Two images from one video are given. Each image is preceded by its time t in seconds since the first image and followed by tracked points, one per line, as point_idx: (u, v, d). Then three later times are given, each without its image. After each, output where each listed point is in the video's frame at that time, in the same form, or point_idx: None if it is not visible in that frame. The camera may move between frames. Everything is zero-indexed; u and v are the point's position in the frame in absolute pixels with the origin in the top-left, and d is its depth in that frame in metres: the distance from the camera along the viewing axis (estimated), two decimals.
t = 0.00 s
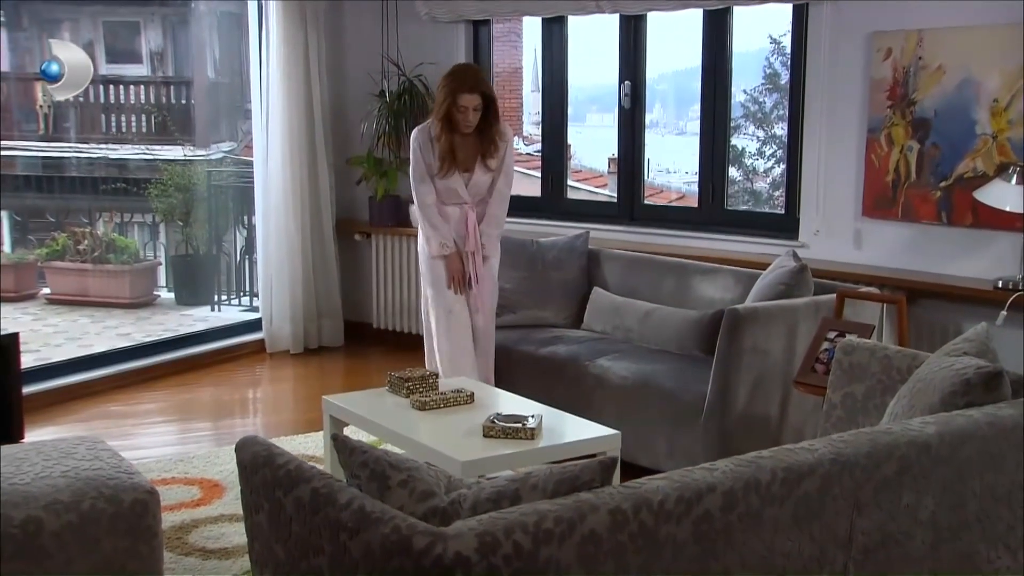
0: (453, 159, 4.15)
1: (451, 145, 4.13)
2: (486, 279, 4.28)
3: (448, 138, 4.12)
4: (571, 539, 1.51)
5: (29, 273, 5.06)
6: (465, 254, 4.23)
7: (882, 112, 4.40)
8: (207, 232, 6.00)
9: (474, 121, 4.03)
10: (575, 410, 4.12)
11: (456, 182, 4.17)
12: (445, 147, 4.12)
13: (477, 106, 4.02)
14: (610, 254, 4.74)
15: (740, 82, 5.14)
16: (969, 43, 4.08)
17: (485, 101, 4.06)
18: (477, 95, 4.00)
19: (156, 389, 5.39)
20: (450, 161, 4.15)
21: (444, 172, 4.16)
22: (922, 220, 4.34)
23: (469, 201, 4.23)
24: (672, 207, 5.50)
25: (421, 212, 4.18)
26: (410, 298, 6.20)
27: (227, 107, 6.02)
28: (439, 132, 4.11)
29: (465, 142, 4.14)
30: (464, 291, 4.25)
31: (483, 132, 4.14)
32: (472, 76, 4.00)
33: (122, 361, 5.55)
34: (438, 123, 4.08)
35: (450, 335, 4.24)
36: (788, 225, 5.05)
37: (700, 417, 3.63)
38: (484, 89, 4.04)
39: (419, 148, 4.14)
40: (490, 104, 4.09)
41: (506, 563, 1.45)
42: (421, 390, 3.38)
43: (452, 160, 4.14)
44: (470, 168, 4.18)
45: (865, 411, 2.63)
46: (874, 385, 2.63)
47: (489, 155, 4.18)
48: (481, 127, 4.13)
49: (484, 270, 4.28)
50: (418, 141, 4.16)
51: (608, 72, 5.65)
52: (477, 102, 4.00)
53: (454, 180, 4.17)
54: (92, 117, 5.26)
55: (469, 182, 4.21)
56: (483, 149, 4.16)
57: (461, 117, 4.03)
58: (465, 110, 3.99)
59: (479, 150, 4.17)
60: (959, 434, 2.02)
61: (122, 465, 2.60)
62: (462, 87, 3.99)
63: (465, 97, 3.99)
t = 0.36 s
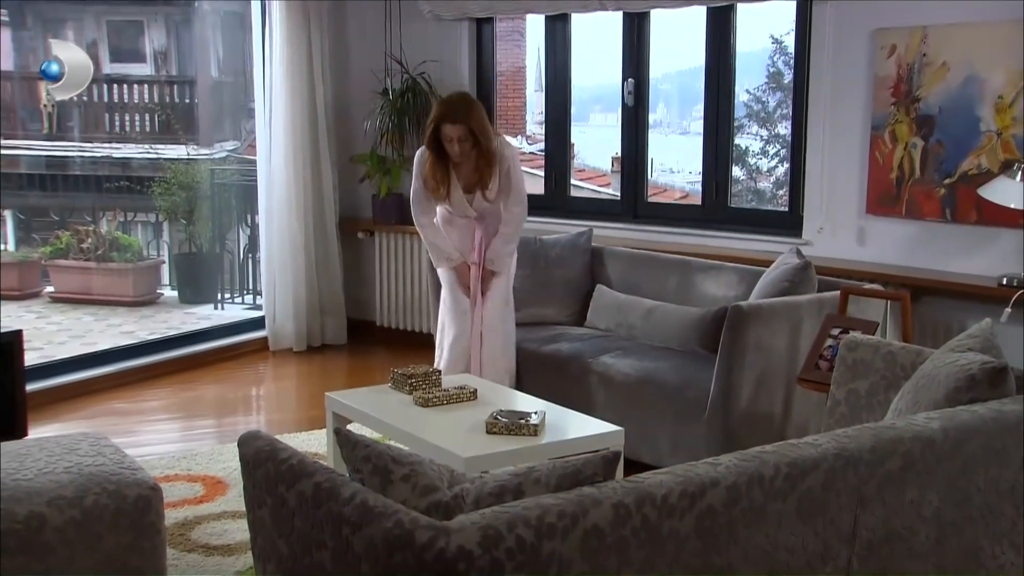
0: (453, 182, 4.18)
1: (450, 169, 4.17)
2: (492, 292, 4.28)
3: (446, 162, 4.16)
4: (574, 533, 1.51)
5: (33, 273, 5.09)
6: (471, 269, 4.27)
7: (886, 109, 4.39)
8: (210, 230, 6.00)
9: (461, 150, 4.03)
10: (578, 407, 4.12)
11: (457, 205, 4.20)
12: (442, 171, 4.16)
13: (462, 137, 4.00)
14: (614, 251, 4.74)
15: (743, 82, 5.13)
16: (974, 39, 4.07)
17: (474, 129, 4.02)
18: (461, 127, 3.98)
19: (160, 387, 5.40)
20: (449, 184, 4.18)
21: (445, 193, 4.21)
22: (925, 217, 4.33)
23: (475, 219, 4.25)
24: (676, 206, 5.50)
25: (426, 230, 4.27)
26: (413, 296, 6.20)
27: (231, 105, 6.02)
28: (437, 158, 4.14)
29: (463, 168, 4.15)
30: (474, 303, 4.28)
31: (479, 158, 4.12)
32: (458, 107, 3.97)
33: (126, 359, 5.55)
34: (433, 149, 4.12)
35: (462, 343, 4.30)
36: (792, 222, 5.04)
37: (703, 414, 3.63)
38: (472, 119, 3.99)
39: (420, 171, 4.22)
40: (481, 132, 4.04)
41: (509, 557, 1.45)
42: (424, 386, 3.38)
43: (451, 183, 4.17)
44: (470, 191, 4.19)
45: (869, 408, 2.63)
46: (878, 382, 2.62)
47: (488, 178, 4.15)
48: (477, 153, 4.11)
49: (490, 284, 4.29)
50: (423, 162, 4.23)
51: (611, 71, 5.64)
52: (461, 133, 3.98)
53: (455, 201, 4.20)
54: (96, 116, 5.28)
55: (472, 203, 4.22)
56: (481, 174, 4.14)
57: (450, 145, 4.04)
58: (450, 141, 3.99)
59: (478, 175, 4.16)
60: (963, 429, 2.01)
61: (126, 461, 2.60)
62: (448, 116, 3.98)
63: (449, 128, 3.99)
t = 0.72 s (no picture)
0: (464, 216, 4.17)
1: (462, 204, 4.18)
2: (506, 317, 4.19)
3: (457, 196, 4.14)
4: (575, 528, 1.50)
5: (36, 271, 5.06)
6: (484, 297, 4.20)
7: (890, 105, 4.37)
8: (214, 228, 5.99)
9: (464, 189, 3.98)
10: (581, 405, 4.11)
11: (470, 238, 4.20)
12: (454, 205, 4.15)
13: (465, 176, 3.95)
14: (617, 249, 4.73)
15: (747, 81, 5.12)
16: (979, 35, 4.06)
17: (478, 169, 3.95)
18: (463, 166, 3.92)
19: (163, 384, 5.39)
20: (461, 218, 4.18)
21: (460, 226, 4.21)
22: (930, 214, 4.31)
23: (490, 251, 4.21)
24: (680, 204, 5.49)
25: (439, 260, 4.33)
26: (417, 294, 6.19)
27: (234, 104, 6.02)
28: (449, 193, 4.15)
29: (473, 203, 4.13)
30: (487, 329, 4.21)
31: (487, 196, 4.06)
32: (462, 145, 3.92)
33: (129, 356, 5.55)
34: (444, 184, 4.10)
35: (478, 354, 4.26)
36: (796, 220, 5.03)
37: (707, 411, 3.62)
38: (475, 159, 3.93)
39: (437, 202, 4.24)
40: (486, 173, 3.96)
41: (510, 551, 1.44)
42: (426, 383, 3.37)
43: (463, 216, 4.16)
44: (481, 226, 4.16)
45: (873, 405, 2.62)
46: (882, 378, 2.61)
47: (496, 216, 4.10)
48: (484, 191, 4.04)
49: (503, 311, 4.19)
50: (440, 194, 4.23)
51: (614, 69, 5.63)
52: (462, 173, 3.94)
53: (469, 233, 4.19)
54: (100, 114, 5.28)
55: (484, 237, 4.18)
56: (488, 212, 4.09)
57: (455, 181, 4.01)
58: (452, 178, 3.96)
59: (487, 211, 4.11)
60: (968, 425, 2.00)
61: (127, 457, 2.59)
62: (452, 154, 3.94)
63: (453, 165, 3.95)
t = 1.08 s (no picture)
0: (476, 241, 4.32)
1: (474, 226, 4.33)
2: (511, 328, 4.22)
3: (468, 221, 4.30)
4: (571, 524, 1.49)
5: (36, 270, 5.05)
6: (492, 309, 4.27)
7: (890, 103, 4.36)
8: (213, 227, 5.98)
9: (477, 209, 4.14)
10: (580, 403, 4.10)
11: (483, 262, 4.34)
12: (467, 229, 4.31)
13: (478, 196, 4.12)
14: (616, 247, 4.71)
15: (748, 80, 5.11)
16: (979, 32, 4.05)
17: (490, 190, 4.12)
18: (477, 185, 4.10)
19: (161, 383, 5.38)
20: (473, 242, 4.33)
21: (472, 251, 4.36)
22: (930, 212, 4.30)
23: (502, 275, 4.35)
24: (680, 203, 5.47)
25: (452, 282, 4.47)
26: (416, 293, 6.18)
27: (234, 103, 6.00)
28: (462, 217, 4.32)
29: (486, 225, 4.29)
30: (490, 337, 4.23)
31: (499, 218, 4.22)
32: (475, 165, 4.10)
33: (128, 355, 5.54)
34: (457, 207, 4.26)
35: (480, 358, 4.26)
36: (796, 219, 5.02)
37: (706, 409, 3.60)
38: (488, 179, 4.11)
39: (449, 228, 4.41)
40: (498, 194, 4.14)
41: (505, 548, 1.43)
42: (424, 380, 3.36)
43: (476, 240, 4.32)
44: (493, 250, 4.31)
45: (872, 402, 2.60)
46: (881, 375, 2.60)
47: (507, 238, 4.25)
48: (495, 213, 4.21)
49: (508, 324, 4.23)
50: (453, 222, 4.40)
51: (614, 68, 5.62)
52: (476, 192, 4.10)
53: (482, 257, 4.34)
54: (100, 114, 5.27)
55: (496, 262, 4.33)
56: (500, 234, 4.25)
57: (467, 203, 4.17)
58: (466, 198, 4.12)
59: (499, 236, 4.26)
60: (967, 421, 1.99)
61: (123, 455, 2.58)
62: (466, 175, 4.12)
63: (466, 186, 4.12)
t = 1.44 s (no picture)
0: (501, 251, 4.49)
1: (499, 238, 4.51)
2: (520, 326, 4.24)
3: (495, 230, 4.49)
4: (562, 523, 1.47)
5: (30, 270, 5.06)
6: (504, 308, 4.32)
7: (886, 101, 4.35)
8: (209, 226, 5.96)
9: (508, 209, 4.35)
10: (575, 402, 4.09)
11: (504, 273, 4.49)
12: (493, 237, 4.49)
13: (510, 197, 4.35)
14: (612, 246, 4.70)
15: (746, 80, 5.10)
16: (977, 30, 4.04)
17: (522, 193, 4.37)
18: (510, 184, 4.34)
19: (156, 382, 5.36)
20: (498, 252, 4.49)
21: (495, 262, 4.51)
22: (927, 210, 4.29)
23: (521, 288, 4.47)
24: (677, 203, 5.46)
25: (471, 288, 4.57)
26: (413, 292, 6.17)
27: (231, 103, 5.99)
28: (489, 227, 4.49)
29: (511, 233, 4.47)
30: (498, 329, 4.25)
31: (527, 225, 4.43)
32: (509, 168, 4.36)
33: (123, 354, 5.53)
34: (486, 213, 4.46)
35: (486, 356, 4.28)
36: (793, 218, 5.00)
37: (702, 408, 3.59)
38: (522, 182, 4.37)
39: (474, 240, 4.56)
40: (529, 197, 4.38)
41: (495, 547, 1.41)
42: (419, 379, 3.34)
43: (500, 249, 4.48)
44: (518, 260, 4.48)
45: (868, 400, 2.59)
46: (876, 373, 2.59)
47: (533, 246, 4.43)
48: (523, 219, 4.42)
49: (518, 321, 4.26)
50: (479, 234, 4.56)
51: (610, 67, 5.60)
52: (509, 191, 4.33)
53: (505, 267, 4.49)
54: (96, 114, 5.26)
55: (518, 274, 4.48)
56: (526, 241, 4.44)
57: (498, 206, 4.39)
58: (499, 197, 4.35)
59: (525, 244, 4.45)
60: (962, 419, 1.97)
61: (115, 454, 2.56)
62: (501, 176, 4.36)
63: (500, 187, 4.36)
